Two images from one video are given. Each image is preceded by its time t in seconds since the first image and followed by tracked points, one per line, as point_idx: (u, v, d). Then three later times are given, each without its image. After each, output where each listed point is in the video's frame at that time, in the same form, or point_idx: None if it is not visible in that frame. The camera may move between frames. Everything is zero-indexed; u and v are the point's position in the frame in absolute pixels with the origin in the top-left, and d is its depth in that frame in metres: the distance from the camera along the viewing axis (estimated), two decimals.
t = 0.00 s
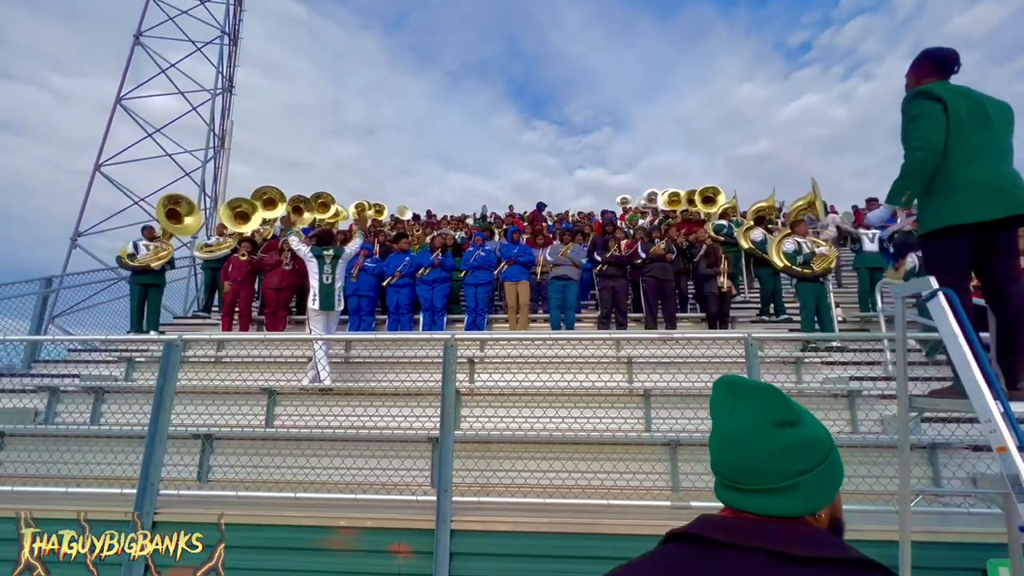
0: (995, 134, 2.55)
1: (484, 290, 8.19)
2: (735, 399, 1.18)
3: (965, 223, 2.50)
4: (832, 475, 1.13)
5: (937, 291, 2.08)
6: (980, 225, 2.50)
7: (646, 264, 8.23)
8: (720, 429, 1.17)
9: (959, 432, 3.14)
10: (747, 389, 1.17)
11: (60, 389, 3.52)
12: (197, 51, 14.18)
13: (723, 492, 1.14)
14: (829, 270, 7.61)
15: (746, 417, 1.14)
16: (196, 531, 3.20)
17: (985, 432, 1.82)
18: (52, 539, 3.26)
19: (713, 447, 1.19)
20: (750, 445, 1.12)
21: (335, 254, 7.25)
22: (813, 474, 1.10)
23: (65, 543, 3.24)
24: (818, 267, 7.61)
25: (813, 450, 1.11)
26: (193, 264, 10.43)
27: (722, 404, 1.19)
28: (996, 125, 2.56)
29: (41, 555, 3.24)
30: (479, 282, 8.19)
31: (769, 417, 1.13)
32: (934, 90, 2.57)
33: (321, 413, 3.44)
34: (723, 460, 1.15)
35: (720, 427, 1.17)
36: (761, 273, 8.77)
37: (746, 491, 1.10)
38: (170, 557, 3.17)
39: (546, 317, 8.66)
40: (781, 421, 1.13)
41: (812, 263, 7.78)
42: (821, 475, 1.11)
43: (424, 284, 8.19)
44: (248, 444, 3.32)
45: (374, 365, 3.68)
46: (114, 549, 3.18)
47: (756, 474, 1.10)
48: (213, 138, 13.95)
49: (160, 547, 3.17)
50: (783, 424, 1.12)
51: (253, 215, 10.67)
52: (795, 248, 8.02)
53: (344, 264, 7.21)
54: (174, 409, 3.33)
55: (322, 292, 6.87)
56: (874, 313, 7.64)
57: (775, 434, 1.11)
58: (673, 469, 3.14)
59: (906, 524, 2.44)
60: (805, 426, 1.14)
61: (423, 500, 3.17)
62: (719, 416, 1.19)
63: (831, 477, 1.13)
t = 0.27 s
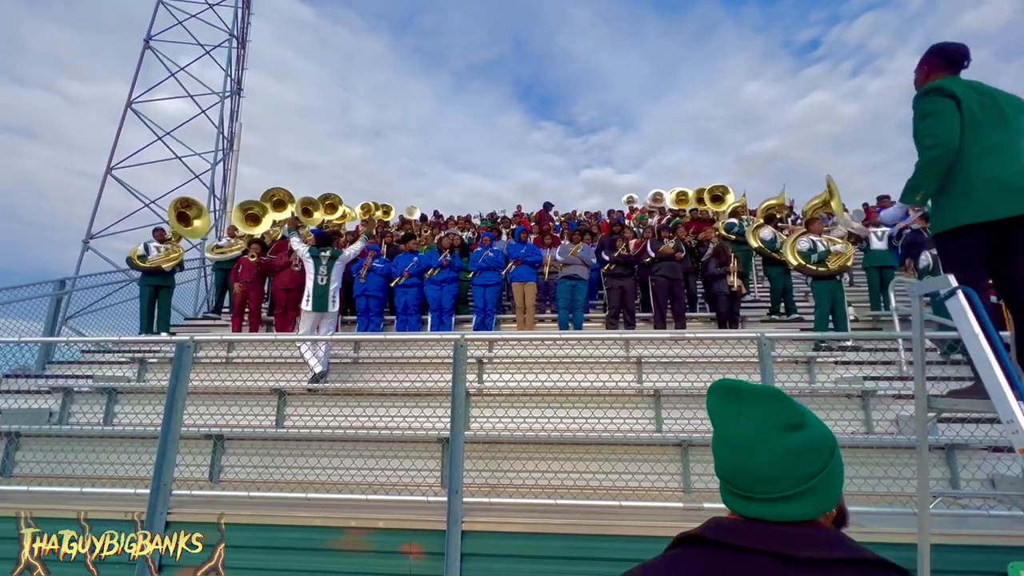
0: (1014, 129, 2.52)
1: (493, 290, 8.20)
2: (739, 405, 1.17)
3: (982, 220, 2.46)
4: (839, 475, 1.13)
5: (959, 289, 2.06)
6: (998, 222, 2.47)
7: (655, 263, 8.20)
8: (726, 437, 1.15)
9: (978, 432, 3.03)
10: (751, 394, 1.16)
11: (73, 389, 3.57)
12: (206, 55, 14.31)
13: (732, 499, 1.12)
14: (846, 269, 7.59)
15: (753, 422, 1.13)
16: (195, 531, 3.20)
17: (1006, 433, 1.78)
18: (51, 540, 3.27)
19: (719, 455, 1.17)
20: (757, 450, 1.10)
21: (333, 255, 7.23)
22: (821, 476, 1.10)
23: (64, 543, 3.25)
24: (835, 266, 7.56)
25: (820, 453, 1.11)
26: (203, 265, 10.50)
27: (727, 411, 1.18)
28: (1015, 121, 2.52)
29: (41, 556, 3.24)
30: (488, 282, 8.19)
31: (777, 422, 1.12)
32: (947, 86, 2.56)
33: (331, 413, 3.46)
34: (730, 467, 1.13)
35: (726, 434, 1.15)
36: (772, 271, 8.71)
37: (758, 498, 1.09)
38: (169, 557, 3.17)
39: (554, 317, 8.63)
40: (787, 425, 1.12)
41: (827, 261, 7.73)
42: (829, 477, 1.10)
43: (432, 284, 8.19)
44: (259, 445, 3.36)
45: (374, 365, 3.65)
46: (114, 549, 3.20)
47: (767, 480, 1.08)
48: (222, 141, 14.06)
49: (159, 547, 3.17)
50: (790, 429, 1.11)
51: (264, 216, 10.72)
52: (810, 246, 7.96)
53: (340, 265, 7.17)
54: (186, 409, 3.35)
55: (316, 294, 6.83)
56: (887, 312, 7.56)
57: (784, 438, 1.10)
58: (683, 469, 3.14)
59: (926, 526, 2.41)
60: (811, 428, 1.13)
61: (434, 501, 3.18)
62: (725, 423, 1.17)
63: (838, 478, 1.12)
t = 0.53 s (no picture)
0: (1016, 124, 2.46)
1: (496, 290, 8.20)
2: (724, 404, 1.16)
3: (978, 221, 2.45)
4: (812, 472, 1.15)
5: (970, 288, 2.05)
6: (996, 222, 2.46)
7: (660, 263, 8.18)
8: (711, 435, 1.14)
9: (989, 432, 2.99)
10: (736, 393, 1.15)
11: (82, 390, 3.58)
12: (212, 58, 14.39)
13: (716, 498, 1.11)
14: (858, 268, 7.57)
15: (740, 420, 1.12)
16: (195, 531, 3.21)
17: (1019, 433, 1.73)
18: (50, 540, 3.29)
19: (704, 455, 1.15)
20: (744, 448, 1.10)
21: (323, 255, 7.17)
22: (801, 472, 1.11)
23: (64, 543, 3.27)
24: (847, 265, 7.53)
25: (800, 449, 1.12)
26: (210, 266, 10.56)
27: (712, 408, 1.16)
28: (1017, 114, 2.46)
29: (39, 556, 3.27)
30: (491, 282, 8.19)
31: (761, 420, 1.12)
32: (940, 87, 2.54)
33: (337, 414, 3.47)
34: (715, 465, 1.12)
35: (713, 432, 1.14)
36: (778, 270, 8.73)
37: (745, 495, 1.08)
38: (168, 557, 3.17)
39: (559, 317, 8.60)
40: (770, 423, 1.13)
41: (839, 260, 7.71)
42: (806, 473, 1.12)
43: (437, 284, 8.22)
44: (264, 445, 3.38)
45: (377, 365, 3.63)
46: (114, 549, 3.22)
47: (755, 477, 1.08)
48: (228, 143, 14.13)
49: (159, 547, 3.17)
50: (773, 426, 1.12)
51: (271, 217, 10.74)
52: (821, 244, 7.90)
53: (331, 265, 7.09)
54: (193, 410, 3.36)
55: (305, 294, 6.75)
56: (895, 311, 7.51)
57: (768, 435, 1.11)
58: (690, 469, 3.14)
59: (937, 528, 2.39)
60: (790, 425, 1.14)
61: (440, 501, 3.17)
62: (711, 421, 1.15)
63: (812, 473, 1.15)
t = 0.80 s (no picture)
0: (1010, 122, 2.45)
1: (497, 290, 8.20)
2: (698, 407, 1.21)
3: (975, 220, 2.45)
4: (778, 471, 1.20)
5: (975, 287, 2.04)
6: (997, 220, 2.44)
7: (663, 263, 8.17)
8: (684, 437, 1.18)
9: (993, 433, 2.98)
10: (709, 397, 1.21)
11: (85, 391, 3.63)
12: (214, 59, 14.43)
13: (691, 497, 1.14)
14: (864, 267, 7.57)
15: (712, 421, 1.17)
16: (195, 531, 3.21)
17: None
18: (51, 540, 3.28)
19: (679, 456, 1.19)
20: (716, 446, 1.15)
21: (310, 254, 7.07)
22: (769, 470, 1.16)
23: (64, 543, 3.26)
24: (853, 264, 7.55)
25: (767, 448, 1.18)
26: (213, 267, 10.58)
27: (686, 412, 1.21)
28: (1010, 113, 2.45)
29: (40, 556, 3.26)
30: (491, 282, 8.19)
31: (730, 421, 1.17)
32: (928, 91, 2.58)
33: (341, 414, 3.47)
34: (689, 465, 1.16)
35: (687, 434, 1.18)
36: (779, 270, 8.73)
37: (719, 492, 1.11)
38: (168, 557, 3.16)
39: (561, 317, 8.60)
40: (741, 423, 1.18)
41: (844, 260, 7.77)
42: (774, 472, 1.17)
43: (440, 284, 8.21)
44: (267, 445, 3.40)
45: (385, 366, 3.67)
46: (114, 549, 3.21)
47: (728, 474, 1.12)
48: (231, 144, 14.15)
49: (159, 547, 3.16)
50: (743, 426, 1.18)
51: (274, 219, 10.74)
52: (827, 244, 7.93)
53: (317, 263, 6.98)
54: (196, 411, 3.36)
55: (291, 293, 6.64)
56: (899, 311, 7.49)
57: (739, 434, 1.16)
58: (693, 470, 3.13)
59: (942, 528, 2.38)
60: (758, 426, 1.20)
61: (443, 502, 3.17)
62: (685, 423, 1.20)
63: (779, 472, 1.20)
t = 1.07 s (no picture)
0: (991, 125, 2.45)
1: (496, 290, 8.20)
2: (665, 409, 1.22)
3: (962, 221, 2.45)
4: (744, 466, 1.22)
5: (975, 287, 2.04)
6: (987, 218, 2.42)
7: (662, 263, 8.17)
8: (651, 438, 1.20)
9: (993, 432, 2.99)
10: (676, 397, 1.22)
11: (85, 392, 3.64)
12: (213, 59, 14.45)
13: (657, 496, 1.16)
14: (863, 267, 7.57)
15: (677, 423, 1.18)
16: (196, 531, 3.20)
17: None
18: (51, 540, 3.26)
19: (647, 457, 1.20)
20: (681, 447, 1.16)
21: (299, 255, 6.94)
22: (733, 467, 1.18)
23: (64, 543, 3.25)
24: (851, 263, 7.55)
25: (732, 446, 1.18)
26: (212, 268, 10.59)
27: (652, 413, 1.22)
28: (991, 115, 2.45)
29: (40, 556, 3.24)
30: (490, 282, 8.18)
31: (695, 420, 1.18)
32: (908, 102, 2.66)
33: (342, 415, 3.48)
34: (655, 465, 1.18)
35: (652, 435, 1.19)
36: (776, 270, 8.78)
37: (685, 492, 1.13)
38: (169, 557, 3.16)
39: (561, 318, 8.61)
40: (705, 423, 1.19)
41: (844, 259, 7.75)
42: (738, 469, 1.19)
43: (439, 285, 8.21)
44: (265, 446, 3.40)
45: (387, 367, 3.69)
46: (114, 549, 3.20)
47: (692, 474, 1.13)
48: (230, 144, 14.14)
49: (159, 547, 3.16)
50: (708, 426, 1.18)
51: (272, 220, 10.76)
52: (826, 243, 7.96)
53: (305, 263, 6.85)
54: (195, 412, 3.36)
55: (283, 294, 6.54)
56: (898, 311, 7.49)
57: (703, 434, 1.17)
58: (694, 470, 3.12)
59: (942, 528, 2.38)
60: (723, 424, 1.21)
61: (442, 502, 3.17)
62: (651, 425, 1.21)
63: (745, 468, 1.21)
